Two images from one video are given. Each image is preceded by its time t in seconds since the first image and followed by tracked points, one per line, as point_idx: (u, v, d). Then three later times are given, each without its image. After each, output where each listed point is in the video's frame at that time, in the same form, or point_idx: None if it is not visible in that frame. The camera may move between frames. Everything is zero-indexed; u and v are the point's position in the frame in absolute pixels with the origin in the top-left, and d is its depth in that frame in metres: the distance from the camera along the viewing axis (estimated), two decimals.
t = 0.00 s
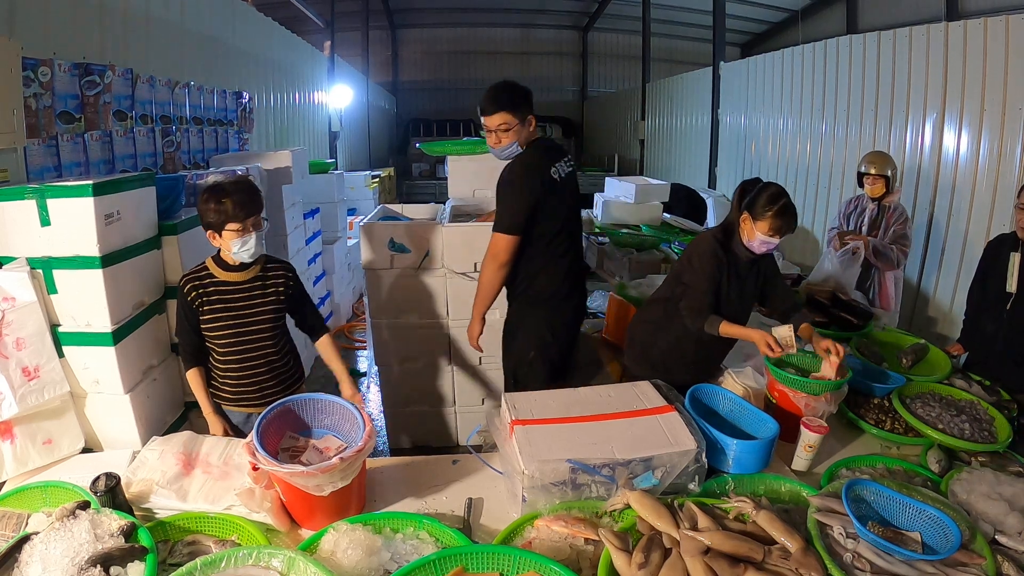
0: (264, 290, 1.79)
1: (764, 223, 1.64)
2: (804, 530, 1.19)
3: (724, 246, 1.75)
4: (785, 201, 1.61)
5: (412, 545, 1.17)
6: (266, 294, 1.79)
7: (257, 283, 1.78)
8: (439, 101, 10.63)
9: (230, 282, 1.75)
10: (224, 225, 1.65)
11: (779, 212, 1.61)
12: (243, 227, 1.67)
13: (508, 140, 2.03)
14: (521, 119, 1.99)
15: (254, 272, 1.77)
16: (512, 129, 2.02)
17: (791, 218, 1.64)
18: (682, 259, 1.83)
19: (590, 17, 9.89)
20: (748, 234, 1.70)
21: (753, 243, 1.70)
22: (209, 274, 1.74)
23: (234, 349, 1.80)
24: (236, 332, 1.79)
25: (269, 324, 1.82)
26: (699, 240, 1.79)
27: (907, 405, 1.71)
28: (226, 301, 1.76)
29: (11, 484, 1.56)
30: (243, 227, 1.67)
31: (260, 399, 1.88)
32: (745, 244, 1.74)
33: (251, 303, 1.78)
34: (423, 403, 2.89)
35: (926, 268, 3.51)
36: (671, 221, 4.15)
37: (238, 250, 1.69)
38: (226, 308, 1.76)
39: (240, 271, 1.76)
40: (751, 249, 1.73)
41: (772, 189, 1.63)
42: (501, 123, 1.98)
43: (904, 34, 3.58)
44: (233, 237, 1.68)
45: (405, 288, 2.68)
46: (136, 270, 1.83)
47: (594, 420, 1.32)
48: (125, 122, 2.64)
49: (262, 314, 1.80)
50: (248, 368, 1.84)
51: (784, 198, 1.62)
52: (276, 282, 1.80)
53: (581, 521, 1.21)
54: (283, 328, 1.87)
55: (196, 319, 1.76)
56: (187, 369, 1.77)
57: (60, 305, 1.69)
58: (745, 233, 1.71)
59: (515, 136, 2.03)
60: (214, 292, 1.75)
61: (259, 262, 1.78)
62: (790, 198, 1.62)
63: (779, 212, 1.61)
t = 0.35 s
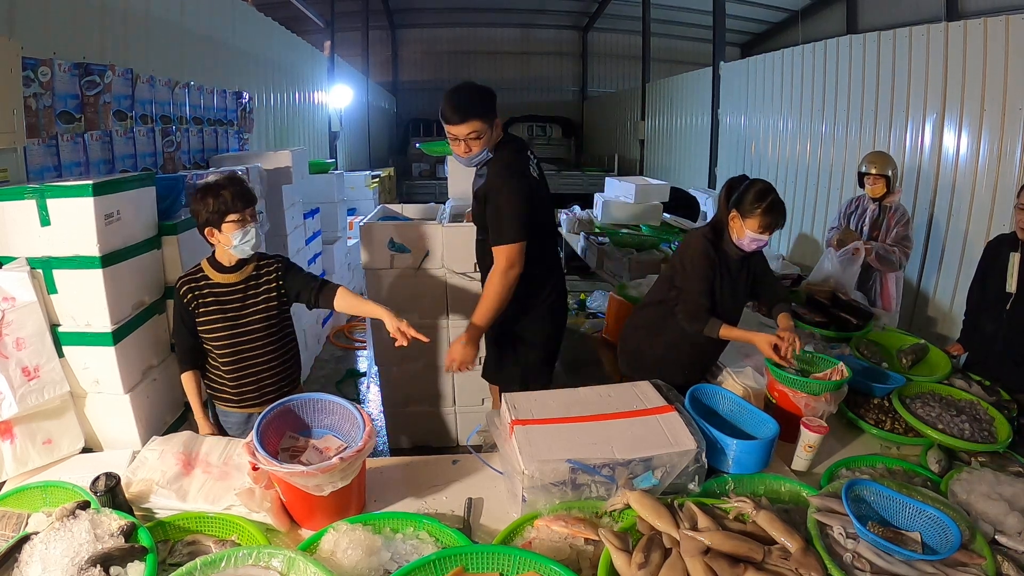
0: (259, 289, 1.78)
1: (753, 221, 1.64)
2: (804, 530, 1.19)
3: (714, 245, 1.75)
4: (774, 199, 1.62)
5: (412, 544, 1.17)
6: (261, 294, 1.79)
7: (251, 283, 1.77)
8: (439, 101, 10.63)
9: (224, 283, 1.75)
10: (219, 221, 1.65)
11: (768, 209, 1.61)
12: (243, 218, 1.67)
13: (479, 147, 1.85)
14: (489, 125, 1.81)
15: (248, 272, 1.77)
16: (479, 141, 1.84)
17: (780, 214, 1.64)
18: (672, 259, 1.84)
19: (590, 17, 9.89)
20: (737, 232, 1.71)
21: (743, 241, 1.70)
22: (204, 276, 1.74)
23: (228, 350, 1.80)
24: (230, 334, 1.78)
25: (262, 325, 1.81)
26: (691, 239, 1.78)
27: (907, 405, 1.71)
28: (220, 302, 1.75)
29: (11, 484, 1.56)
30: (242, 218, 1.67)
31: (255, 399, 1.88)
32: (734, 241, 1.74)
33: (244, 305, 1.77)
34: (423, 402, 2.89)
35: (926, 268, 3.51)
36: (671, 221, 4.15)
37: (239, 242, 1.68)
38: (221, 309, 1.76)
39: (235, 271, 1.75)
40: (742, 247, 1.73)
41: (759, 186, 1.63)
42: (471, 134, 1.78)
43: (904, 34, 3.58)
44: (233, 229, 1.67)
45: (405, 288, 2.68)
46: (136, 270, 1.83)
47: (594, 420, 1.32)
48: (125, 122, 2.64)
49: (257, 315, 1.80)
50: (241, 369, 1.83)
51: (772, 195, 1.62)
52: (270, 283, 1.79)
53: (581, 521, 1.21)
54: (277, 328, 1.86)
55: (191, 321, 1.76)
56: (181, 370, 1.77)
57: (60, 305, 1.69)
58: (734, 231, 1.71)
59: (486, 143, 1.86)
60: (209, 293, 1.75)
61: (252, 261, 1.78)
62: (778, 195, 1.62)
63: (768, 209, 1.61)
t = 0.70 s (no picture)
0: (258, 290, 1.78)
1: (739, 217, 1.64)
2: (804, 530, 1.19)
3: (700, 243, 1.76)
4: (759, 195, 1.62)
5: (412, 544, 1.17)
6: (260, 295, 1.78)
7: (250, 285, 1.77)
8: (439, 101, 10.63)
9: (223, 284, 1.75)
10: (217, 221, 1.66)
11: (754, 204, 1.61)
12: (241, 218, 1.67)
13: (500, 140, 1.74)
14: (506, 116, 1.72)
15: (247, 273, 1.76)
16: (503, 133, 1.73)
17: (766, 209, 1.64)
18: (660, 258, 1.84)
19: (590, 17, 9.88)
20: (724, 229, 1.70)
21: (730, 238, 1.70)
22: (204, 277, 1.74)
23: (226, 351, 1.80)
24: (228, 335, 1.78)
25: (261, 326, 1.81)
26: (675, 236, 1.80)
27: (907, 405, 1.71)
28: (218, 303, 1.75)
29: (11, 484, 1.56)
30: (240, 219, 1.68)
31: (253, 400, 1.87)
32: (721, 240, 1.74)
33: (243, 306, 1.77)
34: (423, 402, 2.88)
35: (926, 268, 3.51)
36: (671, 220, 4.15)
37: (236, 243, 1.68)
38: (219, 310, 1.76)
39: (234, 272, 1.75)
40: (728, 245, 1.73)
41: (743, 182, 1.63)
42: (497, 124, 1.69)
43: (904, 34, 3.58)
44: (231, 230, 1.67)
45: (405, 288, 2.68)
46: (136, 270, 1.83)
47: (593, 420, 1.32)
48: (125, 123, 2.64)
49: (255, 316, 1.79)
50: (240, 370, 1.83)
51: (756, 190, 1.62)
52: (269, 284, 1.78)
53: (581, 521, 1.21)
54: (276, 330, 1.85)
55: (190, 321, 1.77)
56: (181, 370, 1.79)
57: (60, 305, 1.69)
58: (721, 228, 1.71)
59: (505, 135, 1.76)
60: (208, 294, 1.75)
61: (252, 262, 1.78)
62: (763, 189, 1.62)
63: (753, 205, 1.61)
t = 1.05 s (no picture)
0: (263, 291, 1.77)
1: (724, 205, 1.65)
2: (804, 530, 1.19)
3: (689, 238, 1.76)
4: (741, 182, 1.65)
5: (413, 544, 1.17)
6: (265, 297, 1.78)
7: (256, 286, 1.77)
8: (439, 101, 10.63)
9: (228, 284, 1.75)
10: (219, 221, 1.66)
11: (736, 191, 1.64)
12: (241, 219, 1.67)
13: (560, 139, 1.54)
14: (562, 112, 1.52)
15: (253, 274, 1.76)
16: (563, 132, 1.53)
17: (749, 197, 1.66)
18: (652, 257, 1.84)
19: (590, 17, 9.88)
20: (710, 221, 1.71)
21: (715, 229, 1.71)
22: (209, 276, 1.75)
23: (228, 351, 1.80)
24: (232, 335, 1.78)
25: (265, 329, 1.80)
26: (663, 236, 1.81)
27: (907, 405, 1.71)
28: (223, 303, 1.75)
29: (12, 483, 1.56)
30: (241, 220, 1.67)
31: (253, 401, 1.87)
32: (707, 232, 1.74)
33: (247, 307, 1.77)
34: (424, 402, 2.89)
35: (926, 269, 3.51)
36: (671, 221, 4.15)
37: (237, 244, 1.68)
38: (223, 310, 1.76)
39: (240, 273, 1.75)
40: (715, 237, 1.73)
41: (725, 171, 1.66)
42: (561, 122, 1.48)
43: (904, 34, 3.58)
44: (232, 230, 1.67)
45: (405, 288, 2.68)
46: (137, 269, 1.83)
47: (592, 420, 1.32)
48: (125, 122, 2.64)
49: (259, 318, 1.79)
50: (242, 371, 1.83)
51: (738, 178, 1.65)
52: (275, 286, 1.78)
53: (581, 521, 1.21)
54: (280, 333, 1.84)
55: (195, 319, 1.77)
56: (186, 366, 1.81)
57: (60, 305, 1.69)
58: (706, 220, 1.72)
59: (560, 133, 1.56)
60: (213, 293, 1.75)
61: (258, 262, 1.78)
62: (744, 178, 1.65)
63: (737, 192, 1.64)
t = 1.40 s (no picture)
0: (276, 292, 1.78)
1: (748, 201, 1.66)
2: (804, 530, 1.19)
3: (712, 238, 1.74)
4: (759, 178, 1.69)
5: (412, 545, 1.17)
6: (277, 297, 1.78)
7: (269, 286, 1.77)
8: (439, 101, 10.63)
9: (242, 283, 1.75)
10: (233, 219, 1.66)
11: (756, 185, 1.66)
12: (255, 218, 1.67)
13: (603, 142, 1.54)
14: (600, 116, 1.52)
15: (267, 274, 1.77)
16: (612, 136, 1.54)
17: (771, 193, 1.68)
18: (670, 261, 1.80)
19: (590, 17, 9.88)
20: (737, 221, 1.70)
21: (744, 228, 1.69)
22: (221, 274, 1.75)
23: (236, 349, 1.80)
24: (240, 334, 1.78)
25: (274, 330, 1.81)
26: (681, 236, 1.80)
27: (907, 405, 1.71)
28: (234, 302, 1.76)
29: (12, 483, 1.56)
30: (255, 218, 1.67)
31: (255, 402, 1.86)
32: (735, 234, 1.73)
33: (257, 307, 1.77)
34: (424, 402, 2.89)
35: (926, 269, 3.51)
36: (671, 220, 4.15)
37: (251, 243, 1.68)
38: (235, 309, 1.76)
39: (254, 272, 1.75)
40: (744, 237, 1.72)
41: (743, 169, 1.71)
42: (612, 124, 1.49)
43: (904, 34, 3.58)
44: (245, 229, 1.67)
45: (405, 288, 2.68)
46: (136, 270, 1.83)
47: (592, 420, 1.32)
48: (125, 122, 2.64)
49: (270, 319, 1.79)
50: (248, 370, 1.83)
51: (755, 176, 1.69)
52: (288, 287, 1.79)
53: (581, 521, 1.21)
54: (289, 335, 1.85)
55: (204, 315, 1.78)
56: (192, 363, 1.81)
57: (60, 305, 1.69)
58: (734, 221, 1.71)
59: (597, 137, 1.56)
60: (225, 291, 1.75)
61: (272, 263, 1.79)
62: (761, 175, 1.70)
63: (758, 186, 1.66)
